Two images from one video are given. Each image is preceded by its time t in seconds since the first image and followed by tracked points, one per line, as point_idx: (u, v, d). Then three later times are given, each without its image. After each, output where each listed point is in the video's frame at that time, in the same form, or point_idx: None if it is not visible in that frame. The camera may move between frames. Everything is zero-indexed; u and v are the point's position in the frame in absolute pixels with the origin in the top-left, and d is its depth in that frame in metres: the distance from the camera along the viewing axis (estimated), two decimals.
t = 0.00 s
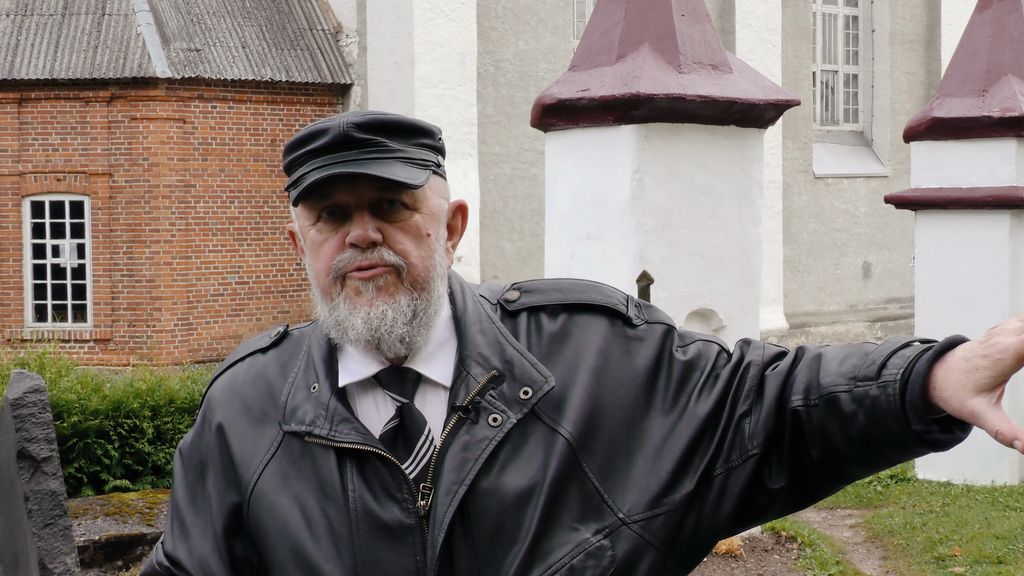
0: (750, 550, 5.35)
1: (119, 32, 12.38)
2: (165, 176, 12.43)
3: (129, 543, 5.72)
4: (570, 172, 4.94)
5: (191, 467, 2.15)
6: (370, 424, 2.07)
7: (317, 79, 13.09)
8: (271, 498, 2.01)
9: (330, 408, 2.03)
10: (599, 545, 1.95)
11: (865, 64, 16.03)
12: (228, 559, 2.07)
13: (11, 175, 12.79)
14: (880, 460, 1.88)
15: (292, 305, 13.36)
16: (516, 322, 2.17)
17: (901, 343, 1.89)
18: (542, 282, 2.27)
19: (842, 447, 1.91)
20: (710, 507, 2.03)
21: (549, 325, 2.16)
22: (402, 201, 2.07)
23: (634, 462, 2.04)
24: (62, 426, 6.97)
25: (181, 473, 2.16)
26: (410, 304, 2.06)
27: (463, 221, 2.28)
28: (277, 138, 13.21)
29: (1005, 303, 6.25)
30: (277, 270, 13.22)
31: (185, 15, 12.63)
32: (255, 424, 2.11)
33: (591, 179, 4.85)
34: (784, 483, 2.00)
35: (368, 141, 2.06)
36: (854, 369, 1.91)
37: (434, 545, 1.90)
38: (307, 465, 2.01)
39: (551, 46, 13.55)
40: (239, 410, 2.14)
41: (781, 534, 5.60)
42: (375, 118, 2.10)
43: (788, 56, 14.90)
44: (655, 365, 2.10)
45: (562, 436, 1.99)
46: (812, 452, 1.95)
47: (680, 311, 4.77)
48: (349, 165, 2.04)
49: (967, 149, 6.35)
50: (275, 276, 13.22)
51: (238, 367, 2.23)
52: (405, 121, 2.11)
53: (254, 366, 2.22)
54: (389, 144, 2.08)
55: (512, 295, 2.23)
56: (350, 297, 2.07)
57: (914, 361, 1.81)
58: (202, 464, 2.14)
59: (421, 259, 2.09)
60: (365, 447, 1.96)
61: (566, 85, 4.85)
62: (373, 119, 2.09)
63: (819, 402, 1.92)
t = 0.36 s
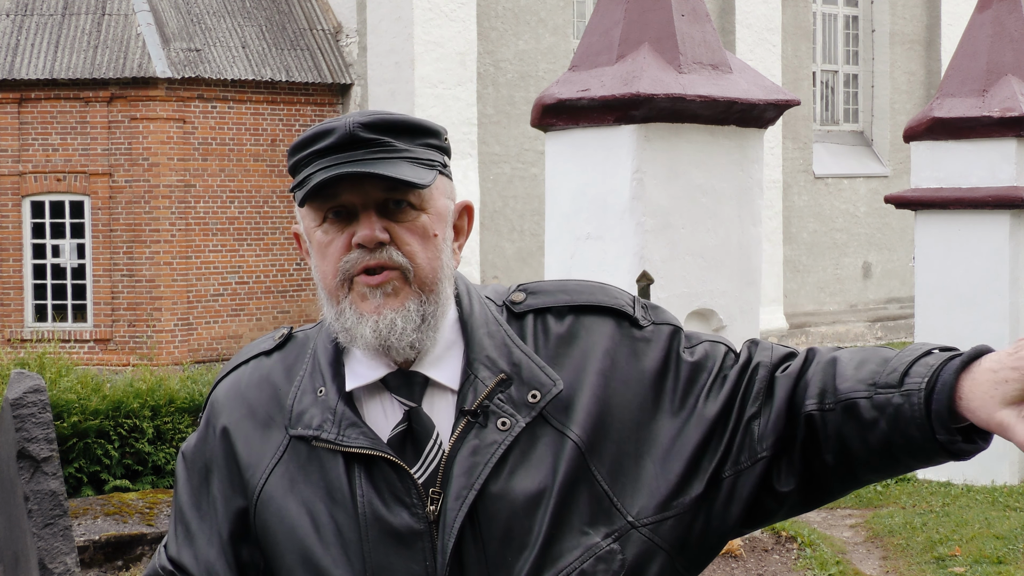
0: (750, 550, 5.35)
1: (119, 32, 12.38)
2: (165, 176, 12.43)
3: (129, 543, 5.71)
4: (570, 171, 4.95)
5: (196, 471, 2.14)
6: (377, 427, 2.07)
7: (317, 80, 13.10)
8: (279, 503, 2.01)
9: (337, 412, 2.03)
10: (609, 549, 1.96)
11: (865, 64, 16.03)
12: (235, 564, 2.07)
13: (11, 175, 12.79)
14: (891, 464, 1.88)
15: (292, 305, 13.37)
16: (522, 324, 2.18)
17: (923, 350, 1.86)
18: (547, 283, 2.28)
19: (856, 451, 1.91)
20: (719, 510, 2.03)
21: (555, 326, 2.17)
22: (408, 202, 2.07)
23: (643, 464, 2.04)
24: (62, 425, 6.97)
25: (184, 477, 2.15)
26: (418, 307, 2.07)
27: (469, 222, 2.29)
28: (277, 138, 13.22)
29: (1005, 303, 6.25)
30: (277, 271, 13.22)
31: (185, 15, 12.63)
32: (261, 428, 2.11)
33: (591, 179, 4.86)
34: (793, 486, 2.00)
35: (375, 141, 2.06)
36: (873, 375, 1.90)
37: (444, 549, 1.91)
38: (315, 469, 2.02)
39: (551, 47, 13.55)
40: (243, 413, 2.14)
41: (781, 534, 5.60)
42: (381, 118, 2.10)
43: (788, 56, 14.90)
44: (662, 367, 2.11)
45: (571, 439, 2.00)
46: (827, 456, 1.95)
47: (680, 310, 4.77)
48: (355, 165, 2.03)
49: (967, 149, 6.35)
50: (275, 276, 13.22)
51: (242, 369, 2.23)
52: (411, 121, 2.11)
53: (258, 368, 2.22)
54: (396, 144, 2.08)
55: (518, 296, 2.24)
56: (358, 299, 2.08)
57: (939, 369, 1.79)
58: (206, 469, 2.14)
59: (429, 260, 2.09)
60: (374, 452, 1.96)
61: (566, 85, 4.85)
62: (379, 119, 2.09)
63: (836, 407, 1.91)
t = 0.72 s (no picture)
0: (750, 550, 5.36)
1: (119, 32, 12.38)
2: (165, 176, 12.43)
3: (129, 543, 5.71)
4: (571, 171, 4.97)
5: (198, 472, 2.14)
6: (382, 430, 2.07)
7: (317, 80, 13.10)
8: (283, 506, 2.01)
9: (342, 415, 2.03)
10: (615, 554, 1.96)
11: (865, 64, 16.02)
12: (238, 566, 2.08)
13: (11, 175, 12.79)
14: (896, 472, 1.87)
15: (292, 305, 13.37)
16: (528, 326, 2.18)
17: (934, 361, 1.86)
18: (552, 285, 2.28)
19: (864, 460, 1.90)
20: (725, 514, 2.04)
21: (560, 329, 2.17)
22: (413, 203, 2.07)
23: (650, 468, 2.04)
24: (62, 426, 6.97)
25: (187, 478, 2.16)
26: (424, 309, 2.07)
27: (473, 223, 2.29)
28: (277, 138, 13.22)
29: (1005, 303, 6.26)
30: (277, 271, 13.22)
31: (185, 15, 12.63)
32: (265, 430, 2.11)
33: (592, 179, 4.86)
34: (799, 491, 2.00)
35: (379, 141, 2.06)
36: (880, 385, 1.89)
37: (449, 554, 1.91)
38: (320, 473, 2.02)
39: (551, 47, 13.55)
40: (246, 415, 2.14)
41: (781, 534, 5.60)
42: (387, 119, 2.10)
43: (788, 56, 14.90)
44: (669, 370, 2.11)
45: (577, 443, 1.99)
46: (834, 463, 1.95)
47: (680, 311, 4.77)
48: (360, 166, 2.03)
49: (967, 149, 6.35)
50: (275, 277, 13.22)
51: (246, 370, 2.23)
52: (416, 122, 2.11)
53: (262, 369, 2.22)
54: (401, 144, 2.08)
55: (524, 299, 2.24)
56: (362, 301, 2.08)
57: (951, 380, 1.78)
58: (208, 469, 2.14)
59: (434, 262, 2.09)
60: (379, 455, 1.96)
61: (566, 85, 4.85)
62: (384, 121, 2.09)
63: (845, 414, 1.91)
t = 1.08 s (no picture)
0: (750, 550, 5.37)
1: (119, 32, 12.38)
2: (165, 176, 12.42)
3: (129, 543, 5.71)
4: (571, 171, 4.97)
5: (200, 473, 2.15)
6: (384, 431, 2.07)
7: (317, 80, 13.11)
8: (286, 507, 2.01)
9: (344, 415, 2.03)
10: (618, 554, 1.96)
11: (865, 64, 16.02)
12: (241, 567, 2.08)
13: (11, 175, 12.79)
14: (900, 471, 1.87)
15: (292, 305, 13.37)
16: (529, 326, 2.19)
17: (937, 359, 1.86)
18: (555, 284, 2.28)
19: (867, 460, 1.90)
20: (728, 515, 2.04)
21: (562, 328, 2.18)
22: (416, 203, 2.07)
23: (652, 469, 2.04)
24: (62, 425, 6.96)
25: (189, 479, 2.16)
26: (427, 309, 2.07)
27: (475, 222, 2.30)
28: (277, 138, 13.22)
29: (1004, 303, 6.26)
30: (277, 270, 13.23)
31: (185, 15, 12.62)
32: (266, 431, 2.10)
33: (592, 179, 4.86)
34: (802, 491, 2.00)
35: (382, 141, 2.07)
36: (884, 384, 1.89)
37: (453, 555, 1.91)
38: (322, 473, 2.02)
39: (551, 47, 13.56)
40: (248, 416, 2.14)
41: (781, 534, 5.60)
42: (388, 119, 2.10)
43: (788, 56, 14.91)
44: (669, 370, 2.11)
45: (579, 443, 2.00)
46: (837, 463, 1.94)
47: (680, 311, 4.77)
48: (362, 166, 2.03)
49: (967, 149, 6.35)
50: (275, 276, 13.22)
51: (247, 371, 2.23)
52: (417, 121, 2.11)
53: (263, 370, 2.22)
54: (402, 144, 2.08)
55: (526, 298, 2.25)
56: (366, 302, 2.08)
57: (954, 378, 1.78)
58: (211, 471, 2.14)
59: (436, 261, 2.09)
60: (381, 456, 1.96)
61: (565, 85, 4.85)
62: (386, 120, 2.10)
63: (848, 414, 1.91)
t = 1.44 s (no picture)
0: (750, 551, 5.37)
1: (119, 32, 12.37)
2: (165, 176, 12.42)
3: (129, 543, 5.71)
4: (571, 171, 4.97)
5: (203, 471, 2.14)
6: (388, 429, 2.07)
7: (317, 80, 13.10)
8: (289, 505, 2.01)
9: (348, 414, 2.03)
10: (621, 551, 1.96)
11: (865, 64, 16.01)
12: (244, 565, 2.07)
13: (11, 175, 12.78)
14: (904, 472, 1.87)
15: (292, 305, 13.37)
16: (531, 325, 2.19)
17: (945, 363, 1.85)
18: (557, 283, 2.29)
19: (871, 460, 1.91)
20: (729, 513, 2.04)
21: (564, 327, 2.18)
22: (420, 200, 2.07)
23: (654, 467, 2.05)
24: (62, 425, 6.96)
25: (190, 477, 2.16)
26: (431, 306, 2.07)
27: (478, 221, 2.30)
28: (277, 138, 13.21)
29: (1004, 303, 6.26)
30: (277, 271, 13.23)
31: (185, 15, 12.62)
32: (270, 428, 2.11)
33: (592, 179, 4.86)
34: (804, 491, 2.00)
35: (387, 139, 2.06)
36: (890, 385, 1.89)
37: (457, 552, 1.91)
38: (325, 471, 2.02)
39: (551, 47, 13.56)
40: (251, 414, 2.14)
41: (781, 534, 5.60)
42: (393, 117, 2.10)
43: (788, 56, 14.91)
44: (672, 369, 2.11)
45: (582, 440, 2.00)
46: (841, 463, 1.95)
47: (680, 311, 4.77)
48: (367, 163, 2.04)
49: (968, 149, 6.35)
50: (275, 276, 13.22)
51: (250, 369, 2.23)
52: (421, 119, 2.11)
53: (266, 368, 2.22)
54: (407, 142, 2.08)
55: (528, 297, 2.25)
56: (369, 299, 2.08)
57: (965, 383, 1.77)
58: (213, 469, 2.14)
59: (441, 258, 2.09)
60: (385, 454, 1.96)
61: (566, 85, 4.85)
62: (390, 118, 2.09)
63: (854, 415, 1.91)
